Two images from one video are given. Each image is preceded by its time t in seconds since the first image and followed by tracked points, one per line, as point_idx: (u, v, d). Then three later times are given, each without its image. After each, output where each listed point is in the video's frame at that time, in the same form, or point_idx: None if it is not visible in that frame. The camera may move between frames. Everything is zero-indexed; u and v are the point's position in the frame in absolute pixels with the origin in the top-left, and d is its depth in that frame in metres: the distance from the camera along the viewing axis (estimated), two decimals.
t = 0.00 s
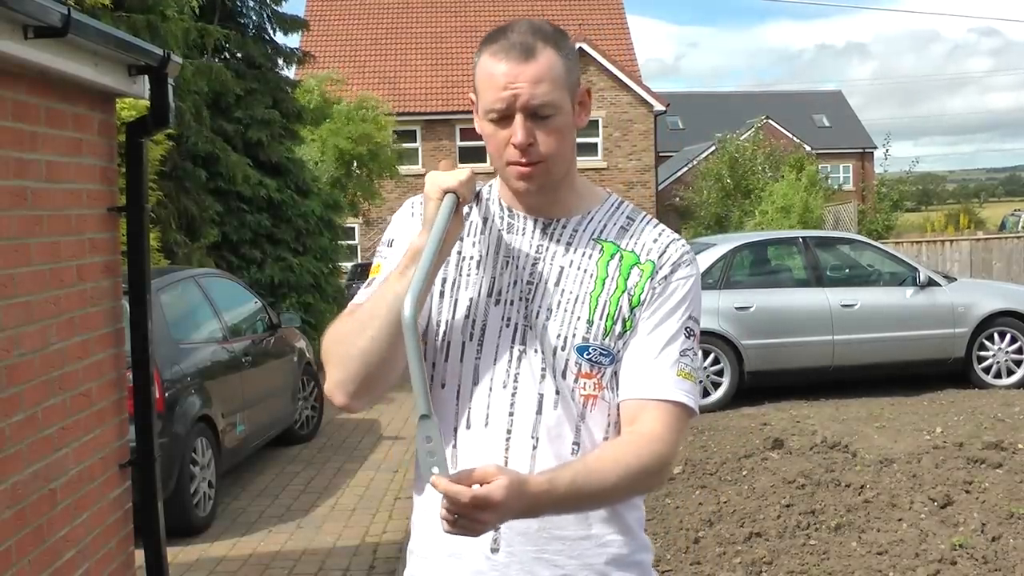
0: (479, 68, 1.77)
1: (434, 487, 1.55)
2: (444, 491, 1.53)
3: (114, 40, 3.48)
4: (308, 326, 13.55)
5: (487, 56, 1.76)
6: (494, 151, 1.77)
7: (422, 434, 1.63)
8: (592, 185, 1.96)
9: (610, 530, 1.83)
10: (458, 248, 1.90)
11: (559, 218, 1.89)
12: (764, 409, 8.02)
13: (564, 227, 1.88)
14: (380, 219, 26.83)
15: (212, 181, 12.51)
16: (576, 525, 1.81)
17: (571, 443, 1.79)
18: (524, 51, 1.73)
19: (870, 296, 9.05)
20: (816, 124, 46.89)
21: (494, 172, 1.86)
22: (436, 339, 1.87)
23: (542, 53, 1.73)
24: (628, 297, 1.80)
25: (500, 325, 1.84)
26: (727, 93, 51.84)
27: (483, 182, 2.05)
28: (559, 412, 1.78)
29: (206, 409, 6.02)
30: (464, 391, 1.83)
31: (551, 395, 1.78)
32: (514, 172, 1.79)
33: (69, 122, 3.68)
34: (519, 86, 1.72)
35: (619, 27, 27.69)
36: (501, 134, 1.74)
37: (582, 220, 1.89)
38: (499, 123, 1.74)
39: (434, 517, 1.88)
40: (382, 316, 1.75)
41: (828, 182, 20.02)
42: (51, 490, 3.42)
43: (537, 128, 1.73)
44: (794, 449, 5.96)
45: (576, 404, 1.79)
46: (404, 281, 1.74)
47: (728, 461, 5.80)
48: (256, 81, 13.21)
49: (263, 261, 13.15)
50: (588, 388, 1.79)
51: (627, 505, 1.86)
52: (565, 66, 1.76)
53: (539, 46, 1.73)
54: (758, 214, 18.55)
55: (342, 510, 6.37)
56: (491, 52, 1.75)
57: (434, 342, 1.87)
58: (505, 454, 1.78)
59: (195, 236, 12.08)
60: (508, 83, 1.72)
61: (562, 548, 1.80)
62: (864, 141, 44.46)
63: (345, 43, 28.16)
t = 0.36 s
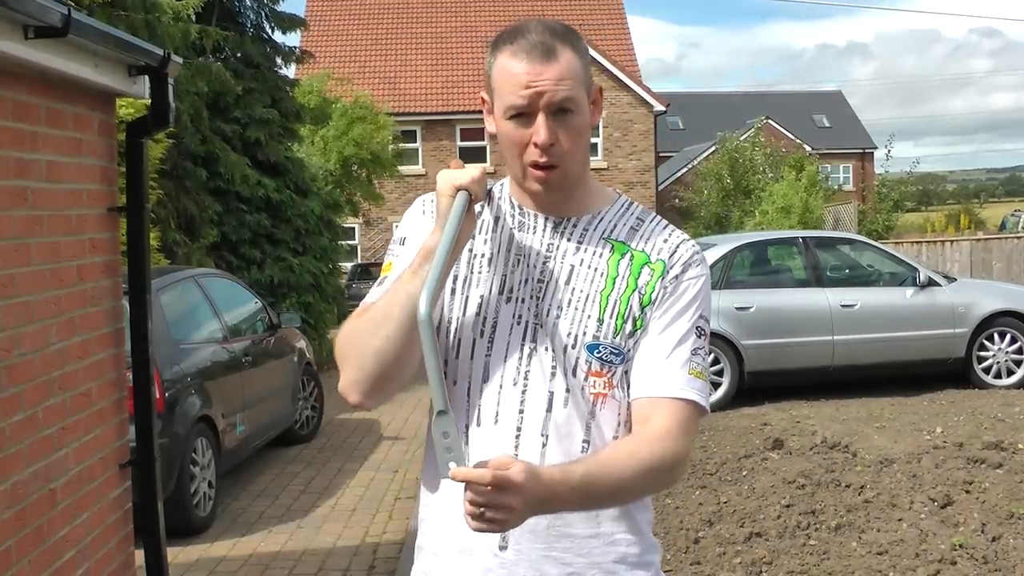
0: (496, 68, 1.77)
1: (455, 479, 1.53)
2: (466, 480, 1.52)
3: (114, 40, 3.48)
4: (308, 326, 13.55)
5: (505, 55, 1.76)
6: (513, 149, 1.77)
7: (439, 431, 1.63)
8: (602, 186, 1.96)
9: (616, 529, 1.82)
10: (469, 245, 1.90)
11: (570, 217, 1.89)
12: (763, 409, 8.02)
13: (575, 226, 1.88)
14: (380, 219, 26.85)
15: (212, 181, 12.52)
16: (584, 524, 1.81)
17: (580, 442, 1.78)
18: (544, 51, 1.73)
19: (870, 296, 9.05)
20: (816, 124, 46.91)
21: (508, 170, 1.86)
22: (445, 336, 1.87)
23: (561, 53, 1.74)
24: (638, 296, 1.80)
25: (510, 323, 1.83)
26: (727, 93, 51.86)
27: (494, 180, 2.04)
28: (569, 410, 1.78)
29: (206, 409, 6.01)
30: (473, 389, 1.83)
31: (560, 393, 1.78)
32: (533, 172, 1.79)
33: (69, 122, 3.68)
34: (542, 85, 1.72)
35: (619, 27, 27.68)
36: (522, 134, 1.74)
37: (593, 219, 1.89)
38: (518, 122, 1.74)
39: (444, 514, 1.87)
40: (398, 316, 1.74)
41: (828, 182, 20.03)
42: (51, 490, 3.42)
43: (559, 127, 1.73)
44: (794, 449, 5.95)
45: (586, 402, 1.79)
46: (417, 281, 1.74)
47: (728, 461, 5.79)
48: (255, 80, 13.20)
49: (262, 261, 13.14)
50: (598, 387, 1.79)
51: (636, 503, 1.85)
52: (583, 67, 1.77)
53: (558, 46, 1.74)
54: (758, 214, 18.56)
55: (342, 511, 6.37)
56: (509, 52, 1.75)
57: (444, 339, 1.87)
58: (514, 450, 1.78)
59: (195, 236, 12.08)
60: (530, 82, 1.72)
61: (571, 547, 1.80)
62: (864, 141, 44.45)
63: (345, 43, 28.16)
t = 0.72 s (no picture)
0: (490, 73, 1.78)
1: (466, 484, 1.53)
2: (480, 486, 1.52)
3: (114, 40, 3.48)
4: (308, 326, 13.55)
5: (498, 60, 1.76)
6: (511, 152, 1.77)
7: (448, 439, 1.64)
8: (603, 185, 1.95)
9: (620, 532, 1.81)
10: (470, 248, 1.91)
11: (571, 217, 1.88)
12: (763, 410, 8.02)
13: (575, 228, 1.88)
14: (380, 219, 26.86)
15: (211, 181, 12.52)
16: (588, 528, 1.80)
17: (583, 445, 1.78)
18: (538, 52, 1.73)
19: (869, 297, 9.06)
20: (816, 124, 46.91)
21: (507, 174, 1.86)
22: (446, 340, 1.87)
23: (555, 53, 1.74)
24: (640, 296, 1.80)
25: (511, 327, 1.84)
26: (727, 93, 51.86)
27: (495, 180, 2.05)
28: (570, 414, 1.78)
29: (206, 410, 6.02)
30: (475, 393, 1.83)
31: (561, 397, 1.78)
32: (534, 174, 1.79)
33: (69, 122, 3.68)
34: (539, 87, 1.72)
35: (619, 27, 27.68)
36: (522, 138, 1.74)
37: (593, 220, 1.88)
38: (516, 125, 1.74)
39: (450, 515, 1.88)
40: (400, 320, 1.75)
41: (828, 183, 20.03)
42: (51, 491, 3.42)
43: (557, 129, 1.73)
44: (794, 449, 5.96)
45: (588, 405, 1.78)
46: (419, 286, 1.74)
47: (728, 461, 5.79)
48: (254, 80, 13.21)
49: (262, 261, 13.14)
50: (599, 389, 1.78)
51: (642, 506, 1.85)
52: (577, 65, 1.77)
53: (552, 46, 1.74)
54: (757, 215, 18.57)
55: (342, 511, 6.37)
56: (502, 57, 1.76)
57: (444, 342, 1.87)
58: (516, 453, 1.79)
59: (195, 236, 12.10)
60: (526, 85, 1.72)
61: (575, 549, 1.79)
62: (864, 141, 44.46)
63: (345, 43, 28.16)
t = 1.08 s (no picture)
0: (464, 75, 1.78)
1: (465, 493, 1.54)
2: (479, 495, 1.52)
3: (115, 40, 3.48)
4: (308, 326, 13.55)
5: (473, 62, 1.76)
6: (489, 153, 1.77)
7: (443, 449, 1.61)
8: (590, 182, 1.94)
9: (618, 534, 1.81)
10: (459, 252, 1.91)
11: (561, 217, 1.88)
12: (763, 410, 8.02)
13: (563, 229, 1.87)
14: (380, 218, 26.86)
15: (211, 181, 12.52)
16: (584, 531, 1.80)
17: (577, 449, 1.78)
18: (511, 52, 1.73)
19: (869, 297, 9.05)
20: (816, 124, 46.92)
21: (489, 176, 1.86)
22: (438, 345, 1.89)
23: (529, 52, 1.74)
24: (631, 296, 1.80)
25: (502, 331, 1.84)
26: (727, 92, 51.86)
27: (482, 181, 2.05)
28: (564, 418, 1.78)
29: (206, 410, 6.01)
30: (468, 398, 1.84)
31: (554, 401, 1.79)
32: (513, 176, 1.79)
33: (69, 122, 3.68)
34: (512, 87, 1.72)
35: (619, 27, 27.67)
36: (498, 138, 1.74)
37: (581, 219, 1.87)
38: (492, 126, 1.74)
39: (444, 520, 1.89)
40: (386, 327, 1.75)
41: (828, 182, 20.04)
42: (51, 490, 3.42)
43: (533, 128, 1.73)
44: (794, 449, 5.95)
45: (581, 409, 1.79)
46: (404, 291, 1.75)
47: (728, 461, 5.79)
48: (254, 80, 13.20)
49: (262, 261, 13.14)
50: (593, 393, 1.78)
51: (641, 508, 1.84)
52: (554, 64, 1.77)
53: (524, 45, 1.74)
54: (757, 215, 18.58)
55: (342, 511, 6.37)
56: (477, 58, 1.76)
57: (436, 348, 1.89)
58: (510, 458, 1.80)
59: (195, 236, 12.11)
60: (499, 86, 1.73)
61: (570, 552, 1.79)
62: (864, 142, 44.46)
63: (345, 43, 28.15)
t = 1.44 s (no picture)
0: (477, 70, 1.77)
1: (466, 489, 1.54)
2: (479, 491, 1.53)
3: (115, 40, 3.48)
4: (308, 326, 13.55)
5: (488, 56, 1.75)
6: (495, 149, 1.77)
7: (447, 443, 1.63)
8: (592, 181, 1.94)
9: (616, 534, 1.81)
10: (462, 249, 1.90)
11: (563, 217, 1.87)
12: (762, 410, 8.02)
13: (565, 228, 1.86)
14: (380, 218, 26.86)
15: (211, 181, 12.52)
16: (583, 532, 1.80)
17: (575, 449, 1.78)
18: (527, 51, 1.73)
19: (869, 296, 9.05)
20: (816, 124, 46.93)
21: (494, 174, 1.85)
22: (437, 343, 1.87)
23: (544, 52, 1.73)
24: (634, 295, 1.80)
25: (503, 330, 1.84)
26: (727, 92, 51.85)
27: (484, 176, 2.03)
28: (563, 417, 1.79)
29: (206, 410, 6.01)
30: (466, 395, 1.83)
31: (554, 400, 1.79)
32: (516, 173, 1.78)
33: (69, 122, 3.68)
34: (523, 87, 1.72)
35: (619, 27, 27.67)
36: (503, 135, 1.74)
37: (582, 218, 1.87)
38: (501, 123, 1.74)
39: (439, 518, 1.88)
40: (393, 323, 1.75)
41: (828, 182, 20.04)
42: (51, 490, 3.42)
43: (542, 128, 1.73)
44: (794, 449, 5.95)
45: (580, 408, 1.79)
46: (412, 287, 1.74)
47: (728, 461, 5.79)
48: (255, 80, 13.20)
49: (262, 261, 13.14)
50: (593, 393, 1.79)
51: (639, 509, 1.85)
52: (568, 65, 1.77)
53: (540, 45, 1.74)
54: (757, 215, 18.59)
55: (342, 511, 6.37)
56: (492, 53, 1.75)
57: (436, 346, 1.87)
58: (508, 457, 1.79)
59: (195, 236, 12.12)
60: (511, 84, 1.72)
61: (568, 553, 1.79)
62: (864, 141, 44.48)
63: (345, 43, 28.15)
